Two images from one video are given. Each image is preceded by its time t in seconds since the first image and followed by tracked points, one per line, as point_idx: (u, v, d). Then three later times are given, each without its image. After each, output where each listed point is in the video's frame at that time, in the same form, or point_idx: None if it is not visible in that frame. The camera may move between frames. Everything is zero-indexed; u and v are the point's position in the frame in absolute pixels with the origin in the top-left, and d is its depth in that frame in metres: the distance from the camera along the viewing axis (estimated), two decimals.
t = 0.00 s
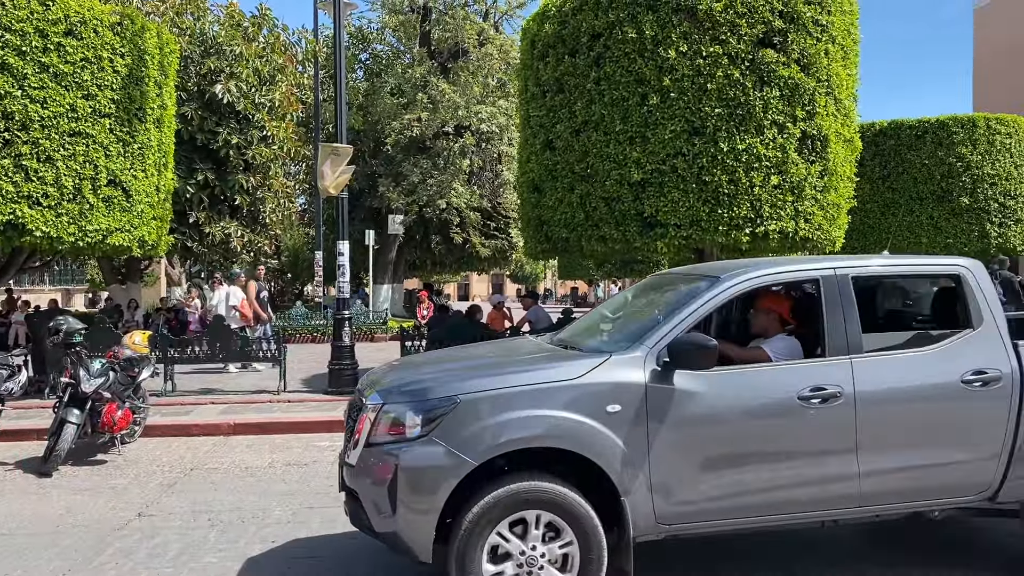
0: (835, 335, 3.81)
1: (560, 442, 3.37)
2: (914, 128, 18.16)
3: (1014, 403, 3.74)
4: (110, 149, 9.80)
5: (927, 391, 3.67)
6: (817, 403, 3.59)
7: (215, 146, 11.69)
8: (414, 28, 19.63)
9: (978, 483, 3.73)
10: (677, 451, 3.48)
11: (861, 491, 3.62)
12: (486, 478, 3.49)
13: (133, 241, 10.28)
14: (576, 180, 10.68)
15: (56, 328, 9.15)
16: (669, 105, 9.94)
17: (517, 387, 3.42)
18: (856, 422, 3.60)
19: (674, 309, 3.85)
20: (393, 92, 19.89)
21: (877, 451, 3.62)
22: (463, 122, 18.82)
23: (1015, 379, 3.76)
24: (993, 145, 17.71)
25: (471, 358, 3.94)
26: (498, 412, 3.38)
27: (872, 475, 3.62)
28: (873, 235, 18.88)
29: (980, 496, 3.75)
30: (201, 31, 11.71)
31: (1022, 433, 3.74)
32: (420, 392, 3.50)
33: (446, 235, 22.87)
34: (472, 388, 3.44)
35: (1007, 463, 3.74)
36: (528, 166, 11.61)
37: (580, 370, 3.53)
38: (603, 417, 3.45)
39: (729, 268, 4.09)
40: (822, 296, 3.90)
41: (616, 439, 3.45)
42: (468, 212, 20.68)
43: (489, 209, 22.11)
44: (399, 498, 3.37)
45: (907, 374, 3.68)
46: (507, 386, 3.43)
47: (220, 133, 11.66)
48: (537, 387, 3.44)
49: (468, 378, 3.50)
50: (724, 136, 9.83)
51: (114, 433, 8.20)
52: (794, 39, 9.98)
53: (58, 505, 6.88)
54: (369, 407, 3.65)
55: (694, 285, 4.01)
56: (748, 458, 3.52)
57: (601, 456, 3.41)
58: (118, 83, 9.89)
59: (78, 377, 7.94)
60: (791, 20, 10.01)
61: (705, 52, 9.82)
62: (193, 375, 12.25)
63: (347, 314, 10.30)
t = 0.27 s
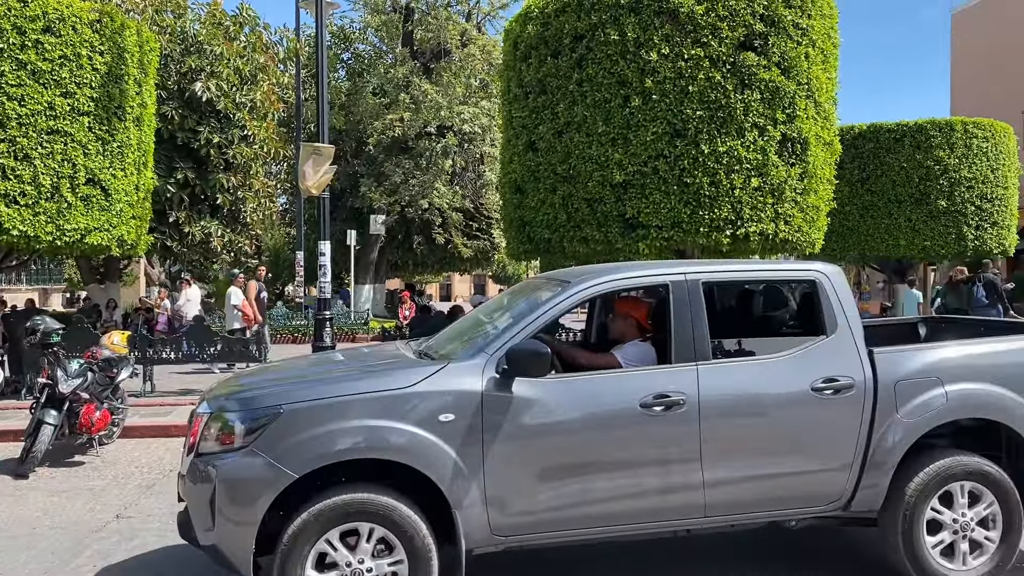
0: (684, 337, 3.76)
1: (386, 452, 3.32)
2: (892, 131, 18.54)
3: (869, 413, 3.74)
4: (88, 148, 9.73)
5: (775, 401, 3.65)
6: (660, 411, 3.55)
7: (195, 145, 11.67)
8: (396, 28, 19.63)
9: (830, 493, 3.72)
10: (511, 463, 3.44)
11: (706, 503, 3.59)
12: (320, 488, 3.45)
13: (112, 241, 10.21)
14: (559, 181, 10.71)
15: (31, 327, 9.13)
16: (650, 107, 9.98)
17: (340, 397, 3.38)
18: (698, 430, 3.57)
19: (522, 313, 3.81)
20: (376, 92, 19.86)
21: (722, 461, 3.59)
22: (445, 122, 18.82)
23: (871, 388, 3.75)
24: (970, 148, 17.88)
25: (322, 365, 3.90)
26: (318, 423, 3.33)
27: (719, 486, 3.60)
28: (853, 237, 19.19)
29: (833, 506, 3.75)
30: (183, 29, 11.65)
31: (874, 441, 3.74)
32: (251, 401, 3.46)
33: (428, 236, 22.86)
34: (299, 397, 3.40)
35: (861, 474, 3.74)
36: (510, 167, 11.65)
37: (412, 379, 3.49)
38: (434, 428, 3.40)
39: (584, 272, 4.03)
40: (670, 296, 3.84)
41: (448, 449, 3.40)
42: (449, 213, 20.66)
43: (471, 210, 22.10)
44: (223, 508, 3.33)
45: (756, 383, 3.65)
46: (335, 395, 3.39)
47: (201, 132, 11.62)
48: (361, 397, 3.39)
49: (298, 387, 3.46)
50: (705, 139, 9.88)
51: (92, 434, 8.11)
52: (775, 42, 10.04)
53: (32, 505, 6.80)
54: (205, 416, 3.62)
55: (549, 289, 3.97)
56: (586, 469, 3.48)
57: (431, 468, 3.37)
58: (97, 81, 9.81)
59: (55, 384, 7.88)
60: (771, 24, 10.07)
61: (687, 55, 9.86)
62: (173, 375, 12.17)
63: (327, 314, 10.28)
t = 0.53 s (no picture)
0: (539, 339, 3.79)
1: (217, 460, 3.31)
2: (880, 133, 18.57)
3: (728, 420, 3.78)
4: (75, 146, 9.68)
5: (629, 408, 3.68)
6: (508, 417, 3.58)
7: (184, 144, 11.70)
8: (386, 27, 19.60)
9: (688, 500, 3.77)
10: (352, 470, 3.44)
11: (557, 511, 3.63)
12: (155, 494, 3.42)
13: (98, 240, 10.06)
14: (549, 182, 10.72)
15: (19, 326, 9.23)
16: (639, 108, 10.01)
17: (170, 402, 3.33)
18: (547, 438, 3.59)
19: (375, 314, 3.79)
20: (365, 91, 19.81)
21: (576, 469, 3.63)
22: (434, 122, 18.81)
23: (729, 394, 3.79)
24: (956, 151, 18.04)
25: (174, 366, 3.88)
26: (146, 428, 3.30)
27: (570, 494, 3.63)
28: (840, 238, 19.12)
29: (692, 514, 3.80)
30: (171, 27, 11.63)
31: (734, 446, 3.79)
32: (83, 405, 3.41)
33: (417, 235, 22.84)
34: (129, 401, 3.36)
35: (719, 480, 3.79)
36: (500, 167, 11.67)
37: (248, 384, 3.46)
38: (267, 435, 3.38)
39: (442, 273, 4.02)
40: (529, 297, 3.87)
41: (281, 457, 3.39)
42: (438, 212, 20.65)
43: (461, 210, 22.11)
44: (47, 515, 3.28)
45: (611, 389, 3.69)
46: (166, 400, 3.35)
47: (189, 130, 11.59)
48: (191, 403, 3.35)
49: (131, 391, 3.42)
50: (693, 140, 9.91)
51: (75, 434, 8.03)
52: (763, 44, 10.08)
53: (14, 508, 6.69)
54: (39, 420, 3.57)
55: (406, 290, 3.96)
56: (431, 478, 3.49)
57: (263, 476, 3.36)
58: (84, 79, 9.76)
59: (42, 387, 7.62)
60: (760, 26, 10.11)
61: (676, 56, 9.90)
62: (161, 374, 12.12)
63: (316, 314, 10.25)
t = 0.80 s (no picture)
0: (402, 339, 3.59)
1: (49, 463, 3.08)
2: (876, 133, 18.59)
3: (597, 422, 3.58)
4: (70, 143, 9.67)
5: (506, 411, 3.49)
6: (363, 420, 3.36)
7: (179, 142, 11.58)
8: (382, 26, 19.55)
9: (554, 507, 3.57)
10: (193, 476, 3.22)
11: (415, 519, 3.42)
12: None
13: (94, 237, 10.14)
14: (545, 181, 10.72)
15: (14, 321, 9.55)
16: (637, 107, 10.01)
17: (16, 402, 3.12)
18: (404, 441, 3.38)
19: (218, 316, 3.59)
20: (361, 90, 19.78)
21: (434, 474, 3.41)
22: (431, 121, 18.80)
23: (597, 396, 3.59)
24: (952, 151, 18.11)
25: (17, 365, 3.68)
26: None
27: (430, 503, 3.42)
28: (836, 238, 19.08)
29: (560, 520, 3.59)
30: (166, 24, 11.64)
31: (604, 451, 3.59)
32: None
33: (413, 235, 22.80)
34: None
35: (589, 485, 3.59)
36: (496, 167, 11.65)
37: (94, 384, 3.25)
38: (104, 435, 3.17)
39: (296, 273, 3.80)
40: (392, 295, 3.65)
41: (118, 459, 3.16)
42: (435, 212, 20.66)
43: (457, 209, 22.11)
44: None
45: (471, 391, 3.48)
46: None
47: (186, 128, 11.56)
48: (42, 403, 3.14)
49: None
50: (690, 140, 9.92)
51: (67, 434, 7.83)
52: (760, 44, 10.08)
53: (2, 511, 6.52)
54: None
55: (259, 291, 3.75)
56: (282, 483, 3.28)
57: (97, 481, 3.13)
58: (79, 76, 9.76)
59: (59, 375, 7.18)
60: (756, 26, 10.12)
61: (672, 56, 9.90)
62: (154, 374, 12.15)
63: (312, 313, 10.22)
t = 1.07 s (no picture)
0: (271, 338, 3.64)
1: None
2: (879, 134, 18.60)
3: (473, 427, 3.60)
4: (74, 141, 9.74)
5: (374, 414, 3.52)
6: (225, 423, 3.40)
7: (183, 140, 11.71)
8: (386, 24, 19.54)
9: (428, 512, 3.58)
10: (55, 475, 3.26)
11: (282, 524, 3.45)
12: None
13: (97, 235, 10.08)
14: (547, 180, 10.72)
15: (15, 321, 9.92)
16: (639, 106, 10.02)
17: None
18: (269, 444, 3.41)
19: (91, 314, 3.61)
20: (364, 88, 19.80)
21: (299, 478, 3.44)
22: (434, 120, 18.79)
23: (472, 401, 3.61)
24: (955, 152, 18.09)
25: None
26: None
27: (295, 505, 3.45)
28: (839, 238, 19.07)
29: (436, 524, 3.61)
30: (170, 22, 11.71)
31: (480, 457, 3.60)
32: None
33: (416, 233, 22.82)
34: None
35: (464, 490, 3.60)
36: (499, 165, 11.66)
37: None
38: None
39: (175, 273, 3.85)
40: (263, 294, 3.70)
41: None
42: (438, 211, 20.67)
43: (460, 208, 22.11)
44: None
45: (341, 395, 3.50)
46: None
47: (189, 126, 11.61)
48: None
49: None
50: (693, 139, 9.92)
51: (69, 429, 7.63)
52: (764, 43, 10.08)
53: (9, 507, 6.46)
54: None
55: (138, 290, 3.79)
56: (144, 484, 3.32)
57: None
58: (83, 74, 9.82)
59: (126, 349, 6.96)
60: (760, 25, 10.12)
61: (676, 55, 9.90)
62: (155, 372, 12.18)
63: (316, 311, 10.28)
